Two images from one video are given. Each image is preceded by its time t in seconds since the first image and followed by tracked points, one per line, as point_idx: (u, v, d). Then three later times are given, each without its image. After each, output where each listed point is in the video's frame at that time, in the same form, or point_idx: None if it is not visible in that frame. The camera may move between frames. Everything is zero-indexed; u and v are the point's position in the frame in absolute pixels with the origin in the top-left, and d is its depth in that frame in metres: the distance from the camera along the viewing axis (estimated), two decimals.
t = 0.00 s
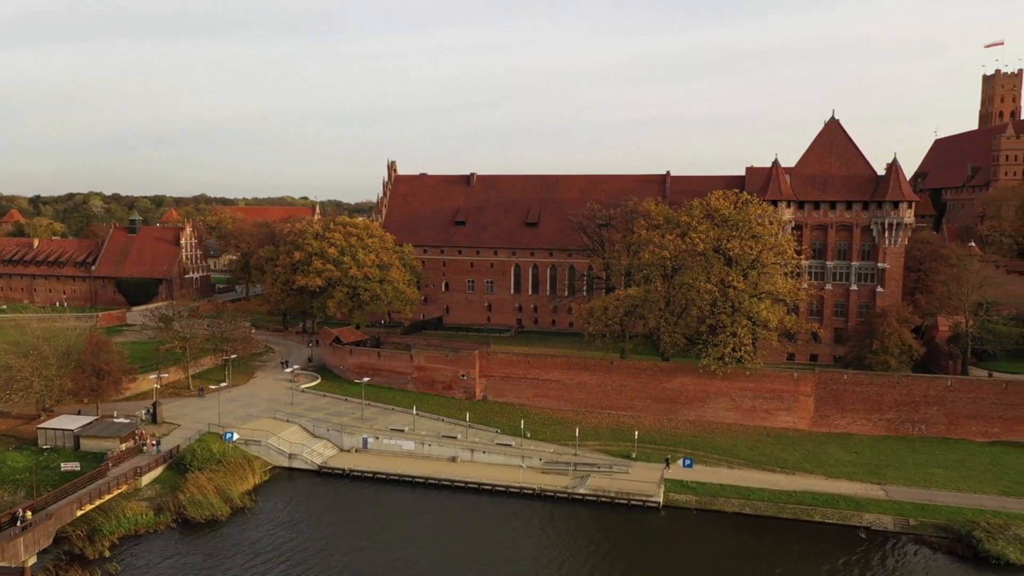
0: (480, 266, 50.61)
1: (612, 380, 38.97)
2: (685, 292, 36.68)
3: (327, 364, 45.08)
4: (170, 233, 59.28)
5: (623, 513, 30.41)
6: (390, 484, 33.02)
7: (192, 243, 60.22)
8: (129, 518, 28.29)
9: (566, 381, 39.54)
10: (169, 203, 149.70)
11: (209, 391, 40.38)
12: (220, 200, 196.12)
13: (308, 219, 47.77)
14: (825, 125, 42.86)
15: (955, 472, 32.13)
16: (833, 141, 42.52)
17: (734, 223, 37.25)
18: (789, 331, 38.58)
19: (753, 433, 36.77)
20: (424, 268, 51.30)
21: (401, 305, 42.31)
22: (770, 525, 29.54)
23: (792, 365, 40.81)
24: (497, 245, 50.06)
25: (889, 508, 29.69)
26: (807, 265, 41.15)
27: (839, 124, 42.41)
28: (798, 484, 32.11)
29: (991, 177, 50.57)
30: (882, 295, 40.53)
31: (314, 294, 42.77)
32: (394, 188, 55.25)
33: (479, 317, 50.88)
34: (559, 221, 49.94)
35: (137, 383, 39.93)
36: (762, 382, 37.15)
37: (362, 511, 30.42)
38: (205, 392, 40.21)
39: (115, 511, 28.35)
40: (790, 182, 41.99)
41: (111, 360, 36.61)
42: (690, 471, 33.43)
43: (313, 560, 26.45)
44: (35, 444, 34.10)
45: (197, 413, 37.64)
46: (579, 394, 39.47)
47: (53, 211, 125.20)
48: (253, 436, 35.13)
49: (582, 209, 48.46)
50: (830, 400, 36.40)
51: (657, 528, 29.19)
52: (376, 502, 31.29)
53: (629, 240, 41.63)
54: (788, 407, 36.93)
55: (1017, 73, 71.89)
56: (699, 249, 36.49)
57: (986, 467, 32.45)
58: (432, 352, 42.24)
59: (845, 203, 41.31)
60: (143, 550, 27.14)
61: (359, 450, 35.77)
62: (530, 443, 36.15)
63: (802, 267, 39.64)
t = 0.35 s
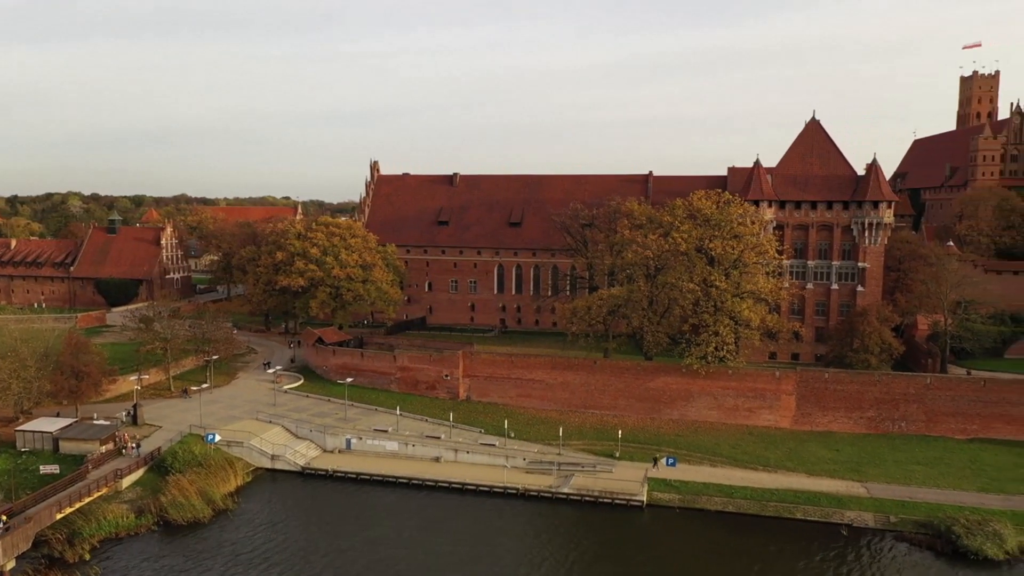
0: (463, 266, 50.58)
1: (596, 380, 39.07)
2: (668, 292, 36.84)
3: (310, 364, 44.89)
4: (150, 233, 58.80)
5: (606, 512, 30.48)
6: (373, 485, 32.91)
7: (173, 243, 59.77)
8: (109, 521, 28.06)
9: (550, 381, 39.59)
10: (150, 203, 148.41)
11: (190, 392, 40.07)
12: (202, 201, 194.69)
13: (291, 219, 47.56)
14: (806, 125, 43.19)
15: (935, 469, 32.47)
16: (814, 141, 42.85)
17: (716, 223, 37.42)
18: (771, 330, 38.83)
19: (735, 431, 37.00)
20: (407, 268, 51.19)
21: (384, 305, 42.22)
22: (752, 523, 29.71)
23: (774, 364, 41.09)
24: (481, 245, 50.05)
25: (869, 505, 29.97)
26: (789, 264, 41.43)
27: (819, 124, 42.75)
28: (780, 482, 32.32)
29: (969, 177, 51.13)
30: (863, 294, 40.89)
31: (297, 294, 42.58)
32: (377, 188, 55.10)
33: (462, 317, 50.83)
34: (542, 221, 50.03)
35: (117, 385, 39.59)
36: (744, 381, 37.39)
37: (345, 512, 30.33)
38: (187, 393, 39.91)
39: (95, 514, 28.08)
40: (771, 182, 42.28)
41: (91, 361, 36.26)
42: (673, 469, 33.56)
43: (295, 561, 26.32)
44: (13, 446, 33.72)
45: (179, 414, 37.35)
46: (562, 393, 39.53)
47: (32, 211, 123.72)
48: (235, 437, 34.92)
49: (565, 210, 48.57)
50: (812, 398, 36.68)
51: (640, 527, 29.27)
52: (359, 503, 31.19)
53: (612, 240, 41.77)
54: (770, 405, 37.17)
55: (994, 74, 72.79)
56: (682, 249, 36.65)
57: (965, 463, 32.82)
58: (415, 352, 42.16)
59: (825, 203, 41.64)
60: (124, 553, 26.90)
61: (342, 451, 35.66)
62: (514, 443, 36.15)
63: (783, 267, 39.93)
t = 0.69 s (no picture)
0: (448, 266, 50.54)
1: (581, 379, 39.17)
2: (652, 292, 36.99)
3: (294, 365, 44.70)
4: (132, 233, 58.35)
5: (592, 511, 30.55)
6: (358, 485, 32.82)
7: (155, 243, 59.34)
8: (92, 523, 27.79)
9: (536, 380, 39.65)
10: (132, 203, 147.13)
11: (174, 394, 39.80)
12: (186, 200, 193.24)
13: (274, 219, 47.36)
14: (789, 125, 43.49)
15: (917, 467, 32.80)
16: (797, 141, 43.15)
17: (700, 222, 37.57)
18: (755, 329, 39.05)
19: (719, 430, 37.21)
20: (392, 268, 51.08)
21: (368, 305, 42.15)
22: (736, 521, 29.87)
23: (759, 363, 41.33)
24: (466, 245, 50.04)
25: (853, 502, 30.21)
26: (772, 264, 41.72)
27: (802, 124, 43.04)
28: (764, 480, 32.52)
29: (950, 177, 51.66)
30: (845, 293, 41.21)
31: (281, 294, 42.39)
32: (361, 188, 54.94)
33: (448, 317, 50.79)
34: (527, 220, 50.10)
35: (99, 386, 39.24)
36: (728, 379, 37.60)
37: (329, 512, 30.24)
38: (170, 395, 39.64)
39: (77, 517, 27.88)
40: (755, 182, 42.54)
41: (73, 363, 35.94)
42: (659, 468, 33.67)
43: (280, 563, 26.18)
44: None
45: (162, 416, 37.08)
46: (548, 393, 39.60)
47: (11, 212, 122.31)
48: (219, 438, 34.73)
49: (550, 209, 48.68)
50: (795, 396, 36.94)
51: (626, 525, 29.36)
52: (344, 504, 31.09)
53: (597, 240, 41.89)
54: (754, 404, 37.40)
55: (974, 75, 73.59)
56: (666, 248, 36.77)
57: (945, 460, 33.18)
58: (400, 352, 42.08)
59: (808, 203, 41.94)
60: (107, 556, 26.64)
61: (326, 451, 35.54)
62: (500, 443, 36.14)
63: (767, 266, 40.16)
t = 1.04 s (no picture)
0: (432, 266, 50.49)
1: (565, 379, 39.25)
2: (636, 291, 37.15)
3: (277, 366, 44.49)
4: (113, 233, 57.86)
5: (576, 510, 30.62)
6: (342, 486, 32.71)
7: (136, 243, 58.88)
8: (72, 526, 27.50)
9: (520, 380, 39.70)
10: (112, 202, 145.70)
11: (155, 395, 39.50)
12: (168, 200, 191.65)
13: (257, 219, 47.13)
14: (771, 125, 43.79)
15: (897, 464, 33.14)
16: (778, 141, 43.47)
17: (683, 222, 37.71)
18: (738, 328, 39.27)
19: (703, 428, 37.41)
20: (375, 268, 50.96)
21: (352, 305, 42.06)
22: (720, 519, 30.02)
23: (741, 362, 41.57)
24: (450, 245, 50.01)
25: (834, 499, 30.44)
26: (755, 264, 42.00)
27: (784, 124, 43.33)
28: (747, 478, 32.71)
29: (930, 177, 52.20)
30: (827, 292, 41.56)
31: (263, 295, 42.16)
32: (344, 187, 54.75)
33: (432, 317, 50.74)
34: (511, 220, 50.16)
35: (79, 388, 38.88)
36: (711, 378, 37.81)
37: (313, 513, 30.14)
38: (151, 397, 39.35)
39: (58, 520, 27.53)
40: (737, 182, 42.82)
41: (52, 364, 35.57)
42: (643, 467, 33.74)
43: (263, 565, 26.05)
44: None
45: (143, 417, 36.79)
46: (532, 392, 39.66)
47: None
48: (201, 440, 34.52)
49: (534, 209, 48.77)
50: (777, 395, 37.21)
51: (610, 524, 29.43)
52: (328, 505, 30.99)
53: (581, 239, 42.00)
54: (737, 403, 37.64)
55: (952, 77, 74.36)
56: (649, 248, 36.89)
57: (925, 457, 33.53)
58: (384, 352, 41.98)
59: (790, 203, 42.25)
60: (88, 559, 26.39)
61: (310, 452, 35.41)
62: (484, 443, 36.13)
63: (749, 265, 40.42)
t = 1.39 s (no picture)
0: (417, 266, 50.42)
1: (550, 379, 39.32)
2: (621, 291, 37.27)
3: (262, 366, 44.30)
4: (94, 233, 57.40)
5: (562, 509, 30.66)
6: (327, 487, 32.60)
7: (118, 244, 58.43)
8: (53, 529, 27.22)
9: (505, 380, 39.71)
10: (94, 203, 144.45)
11: (138, 397, 39.26)
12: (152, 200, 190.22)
13: (241, 219, 46.91)
14: (754, 125, 44.05)
15: (880, 461, 33.43)
16: (762, 141, 43.76)
17: (668, 222, 37.81)
18: (722, 327, 39.47)
19: (687, 427, 37.58)
20: (360, 268, 50.83)
21: (337, 305, 41.98)
22: (704, 517, 30.15)
23: (725, 361, 41.80)
24: (435, 245, 49.94)
25: (818, 496, 30.67)
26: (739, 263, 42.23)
27: (767, 125, 43.60)
28: (731, 476, 32.88)
29: (911, 177, 52.69)
30: (810, 291, 41.87)
31: (247, 295, 41.96)
32: (328, 187, 54.55)
33: (417, 317, 50.67)
34: (496, 220, 50.18)
35: (60, 390, 38.55)
36: (696, 377, 37.97)
37: (297, 514, 30.04)
38: (134, 398, 39.10)
39: (39, 522, 27.24)
40: (721, 182, 43.07)
41: (33, 366, 35.21)
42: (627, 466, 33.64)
43: (248, 567, 25.92)
44: None
45: (126, 419, 36.53)
46: (517, 392, 39.69)
47: None
48: (184, 441, 34.32)
49: (519, 209, 48.83)
50: (761, 393, 37.45)
51: (595, 523, 29.48)
52: (313, 506, 30.87)
53: (565, 239, 42.08)
54: (722, 401, 37.85)
55: (933, 77, 75.04)
56: (634, 248, 36.96)
57: (907, 455, 33.84)
58: (369, 352, 41.88)
59: (774, 202, 42.51)
60: (70, 562, 26.16)
61: (295, 453, 35.28)
62: (470, 443, 36.11)
63: (733, 265, 40.64)
